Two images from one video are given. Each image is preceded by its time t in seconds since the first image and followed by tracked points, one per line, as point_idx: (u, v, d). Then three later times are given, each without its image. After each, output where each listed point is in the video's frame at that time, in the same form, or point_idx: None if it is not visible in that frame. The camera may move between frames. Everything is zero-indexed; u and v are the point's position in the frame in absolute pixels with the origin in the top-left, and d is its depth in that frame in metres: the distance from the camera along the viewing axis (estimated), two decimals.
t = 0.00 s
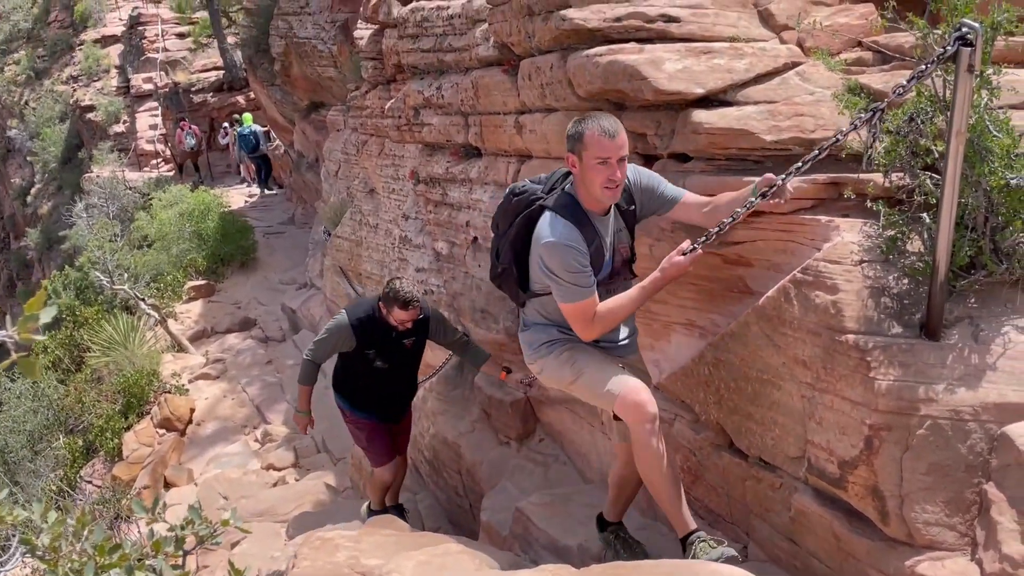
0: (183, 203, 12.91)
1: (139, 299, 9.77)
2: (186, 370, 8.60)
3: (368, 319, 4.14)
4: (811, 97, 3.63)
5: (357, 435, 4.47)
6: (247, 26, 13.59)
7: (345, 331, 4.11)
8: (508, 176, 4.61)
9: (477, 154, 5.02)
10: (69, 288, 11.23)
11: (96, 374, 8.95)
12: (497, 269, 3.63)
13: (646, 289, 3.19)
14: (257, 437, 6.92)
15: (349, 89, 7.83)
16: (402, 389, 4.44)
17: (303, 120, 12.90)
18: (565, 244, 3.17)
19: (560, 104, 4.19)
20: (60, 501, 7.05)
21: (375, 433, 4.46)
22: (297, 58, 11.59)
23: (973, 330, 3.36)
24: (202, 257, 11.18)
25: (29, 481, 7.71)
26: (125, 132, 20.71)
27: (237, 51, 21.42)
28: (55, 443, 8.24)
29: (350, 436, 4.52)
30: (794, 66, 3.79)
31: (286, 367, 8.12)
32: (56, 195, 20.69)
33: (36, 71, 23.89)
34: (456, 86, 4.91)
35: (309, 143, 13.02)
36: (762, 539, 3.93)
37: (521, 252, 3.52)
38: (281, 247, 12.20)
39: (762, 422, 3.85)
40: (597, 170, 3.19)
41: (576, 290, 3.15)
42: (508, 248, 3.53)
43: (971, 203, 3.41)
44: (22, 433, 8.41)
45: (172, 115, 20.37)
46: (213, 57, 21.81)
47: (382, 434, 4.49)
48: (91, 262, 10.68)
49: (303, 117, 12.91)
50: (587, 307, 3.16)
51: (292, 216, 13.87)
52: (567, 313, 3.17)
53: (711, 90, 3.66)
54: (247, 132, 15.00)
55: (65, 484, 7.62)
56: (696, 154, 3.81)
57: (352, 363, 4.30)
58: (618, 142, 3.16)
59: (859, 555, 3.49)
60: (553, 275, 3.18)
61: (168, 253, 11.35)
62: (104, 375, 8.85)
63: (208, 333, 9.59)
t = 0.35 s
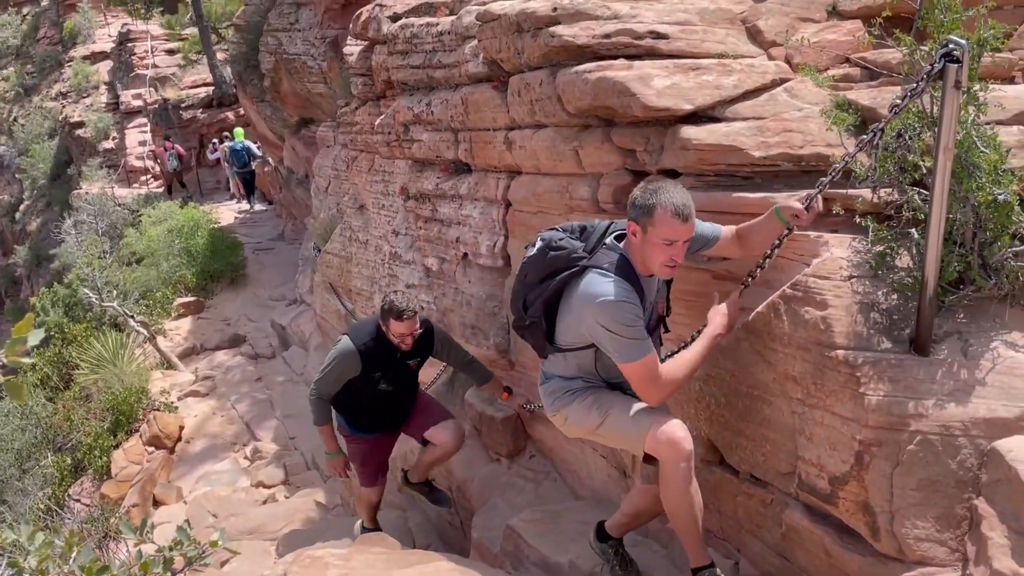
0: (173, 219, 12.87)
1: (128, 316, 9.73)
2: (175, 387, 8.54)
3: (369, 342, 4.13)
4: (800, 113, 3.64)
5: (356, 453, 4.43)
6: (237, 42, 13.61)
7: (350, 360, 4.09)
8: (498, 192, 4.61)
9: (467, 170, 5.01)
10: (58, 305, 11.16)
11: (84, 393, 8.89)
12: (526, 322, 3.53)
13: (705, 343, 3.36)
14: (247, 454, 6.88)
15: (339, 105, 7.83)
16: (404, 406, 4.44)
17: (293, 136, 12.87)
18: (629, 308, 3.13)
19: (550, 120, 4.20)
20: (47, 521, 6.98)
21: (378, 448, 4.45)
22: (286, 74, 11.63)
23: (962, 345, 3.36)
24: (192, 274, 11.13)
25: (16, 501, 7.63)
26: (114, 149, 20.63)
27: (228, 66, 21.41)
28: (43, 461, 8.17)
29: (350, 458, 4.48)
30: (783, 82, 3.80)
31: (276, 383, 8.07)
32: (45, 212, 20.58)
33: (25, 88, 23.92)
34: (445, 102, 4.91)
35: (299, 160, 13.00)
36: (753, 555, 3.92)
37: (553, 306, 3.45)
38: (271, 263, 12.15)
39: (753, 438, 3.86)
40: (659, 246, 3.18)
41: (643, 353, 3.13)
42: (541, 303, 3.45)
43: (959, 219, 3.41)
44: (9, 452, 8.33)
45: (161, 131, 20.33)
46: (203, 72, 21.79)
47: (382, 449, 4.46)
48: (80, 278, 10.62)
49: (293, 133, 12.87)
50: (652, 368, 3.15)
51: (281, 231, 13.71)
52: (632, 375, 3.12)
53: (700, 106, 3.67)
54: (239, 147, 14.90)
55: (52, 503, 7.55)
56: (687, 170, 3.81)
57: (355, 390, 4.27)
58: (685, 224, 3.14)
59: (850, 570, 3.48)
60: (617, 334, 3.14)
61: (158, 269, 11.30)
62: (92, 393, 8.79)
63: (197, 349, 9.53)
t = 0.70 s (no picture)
0: (159, 235, 12.83)
1: (114, 333, 9.69)
2: (161, 404, 8.50)
3: (401, 362, 4.23)
4: (784, 127, 3.69)
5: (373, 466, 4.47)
6: (223, 58, 13.60)
7: (399, 381, 4.15)
8: (484, 207, 4.61)
9: (453, 185, 5.01)
10: (42, 321, 11.10)
11: (70, 410, 8.83)
12: (573, 289, 2.78)
13: (683, 449, 2.55)
14: (234, 470, 6.85)
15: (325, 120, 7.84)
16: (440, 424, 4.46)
17: (279, 152, 12.81)
18: (689, 289, 2.34)
19: (536, 135, 4.21)
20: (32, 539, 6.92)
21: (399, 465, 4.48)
22: (272, 90, 11.66)
23: (946, 357, 3.38)
24: (178, 289, 11.08)
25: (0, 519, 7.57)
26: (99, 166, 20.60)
27: (214, 81, 21.41)
28: (27, 479, 8.09)
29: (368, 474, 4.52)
30: (766, 97, 3.82)
31: (262, 399, 8.04)
32: (30, 228, 20.46)
33: (10, 106, 23.95)
34: (431, 117, 4.92)
35: (285, 175, 12.95)
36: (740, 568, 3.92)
37: (613, 275, 2.71)
38: (258, 277, 12.11)
39: (740, 451, 3.88)
40: (740, 222, 2.51)
41: (650, 343, 2.31)
42: (599, 274, 2.71)
43: (941, 232, 3.43)
44: None
45: (147, 146, 20.29)
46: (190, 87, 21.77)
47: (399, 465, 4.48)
48: (65, 295, 10.57)
49: (279, 149, 12.82)
50: (644, 367, 2.34)
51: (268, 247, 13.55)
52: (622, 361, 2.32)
53: (685, 120, 3.69)
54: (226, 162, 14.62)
55: (37, 521, 7.48)
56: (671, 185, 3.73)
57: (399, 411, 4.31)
58: (773, 196, 2.49)
59: None
60: (653, 311, 2.30)
61: (144, 285, 11.26)
62: (78, 410, 8.73)
63: (183, 365, 9.49)
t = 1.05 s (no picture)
0: (140, 251, 12.77)
1: (95, 349, 9.63)
2: (142, 420, 8.45)
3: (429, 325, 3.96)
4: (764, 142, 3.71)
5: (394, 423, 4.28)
6: (202, 73, 13.46)
7: (433, 347, 3.91)
8: (466, 221, 4.62)
9: (435, 199, 5.02)
10: (23, 337, 11.00)
11: (50, 427, 8.75)
12: (586, 283, 2.61)
13: (630, 446, 2.49)
14: (216, 486, 6.81)
15: (307, 135, 7.85)
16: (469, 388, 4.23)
17: (261, 166, 12.81)
18: (694, 239, 2.23)
19: (517, 149, 4.22)
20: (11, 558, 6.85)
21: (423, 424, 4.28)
22: (254, 105, 11.67)
23: (924, 368, 3.42)
24: (159, 305, 11.03)
25: None
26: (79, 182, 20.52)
27: (196, 96, 21.38)
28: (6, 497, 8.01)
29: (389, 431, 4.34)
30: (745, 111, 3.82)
31: (244, 415, 8.00)
32: (10, 244, 20.30)
33: None
34: (413, 131, 4.93)
35: (266, 190, 12.93)
36: None
37: (626, 255, 2.51)
38: (239, 292, 12.07)
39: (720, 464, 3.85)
40: (745, 149, 2.39)
41: (656, 306, 2.24)
42: (610, 252, 2.52)
43: (919, 244, 3.45)
44: None
45: (128, 162, 20.22)
46: (171, 102, 21.71)
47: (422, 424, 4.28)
48: (45, 311, 10.49)
49: (261, 163, 12.82)
50: (659, 336, 2.28)
51: (249, 262, 13.50)
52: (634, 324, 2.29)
53: (664, 134, 3.66)
54: (207, 179, 14.83)
55: (17, 540, 7.41)
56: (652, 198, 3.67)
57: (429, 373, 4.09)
58: (774, 113, 2.38)
59: None
60: (653, 267, 2.23)
61: (126, 300, 11.22)
62: (58, 427, 8.66)
63: (164, 382, 9.45)
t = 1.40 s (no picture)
0: (115, 265, 12.66)
1: (70, 365, 9.50)
2: (118, 436, 8.37)
3: (408, 305, 3.85)
4: (738, 153, 3.64)
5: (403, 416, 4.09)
6: (179, 86, 13.41)
7: (399, 328, 3.81)
8: (444, 234, 4.61)
9: (412, 212, 5.00)
10: None
11: (24, 444, 8.60)
12: (623, 317, 2.51)
13: (693, 509, 2.28)
14: (193, 502, 6.77)
15: (285, 147, 7.82)
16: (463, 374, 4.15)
17: (238, 179, 12.73)
18: (701, 296, 2.08)
19: (494, 161, 4.22)
20: None
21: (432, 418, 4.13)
22: (230, 118, 11.62)
23: (901, 379, 3.43)
24: (135, 320, 10.94)
25: None
26: (55, 196, 20.32)
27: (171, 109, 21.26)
28: None
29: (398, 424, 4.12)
30: (720, 123, 3.81)
31: (222, 430, 7.95)
32: None
33: None
34: (390, 144, 4.92)
35: (243, 203, 12.85)
36: None
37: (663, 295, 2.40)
38: (216, 306, 12.01)
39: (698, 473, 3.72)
40: (791, 205, 2.19)
41: (656, 361, 2.12)
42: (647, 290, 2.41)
43: (893, 255, 3.46)
44: None
45: (103, 175, 20.01)
46: (147, 116, 21.52)
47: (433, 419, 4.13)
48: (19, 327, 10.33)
49: (238, 176, 12.75)
50: (668, 391, 2.15)
51: (226, 276, 13.38)
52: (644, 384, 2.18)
53: (641, 147, 3.66)
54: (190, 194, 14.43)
55: None
56: (628, 211, 3.70)
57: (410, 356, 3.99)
58: (829, 173, 2.16)
59: None
60: (660, 316, 2.11)
61: (99, 316, 11.03)
62: (32, 444, 8.51)
63: (141, 397, 9.35)
